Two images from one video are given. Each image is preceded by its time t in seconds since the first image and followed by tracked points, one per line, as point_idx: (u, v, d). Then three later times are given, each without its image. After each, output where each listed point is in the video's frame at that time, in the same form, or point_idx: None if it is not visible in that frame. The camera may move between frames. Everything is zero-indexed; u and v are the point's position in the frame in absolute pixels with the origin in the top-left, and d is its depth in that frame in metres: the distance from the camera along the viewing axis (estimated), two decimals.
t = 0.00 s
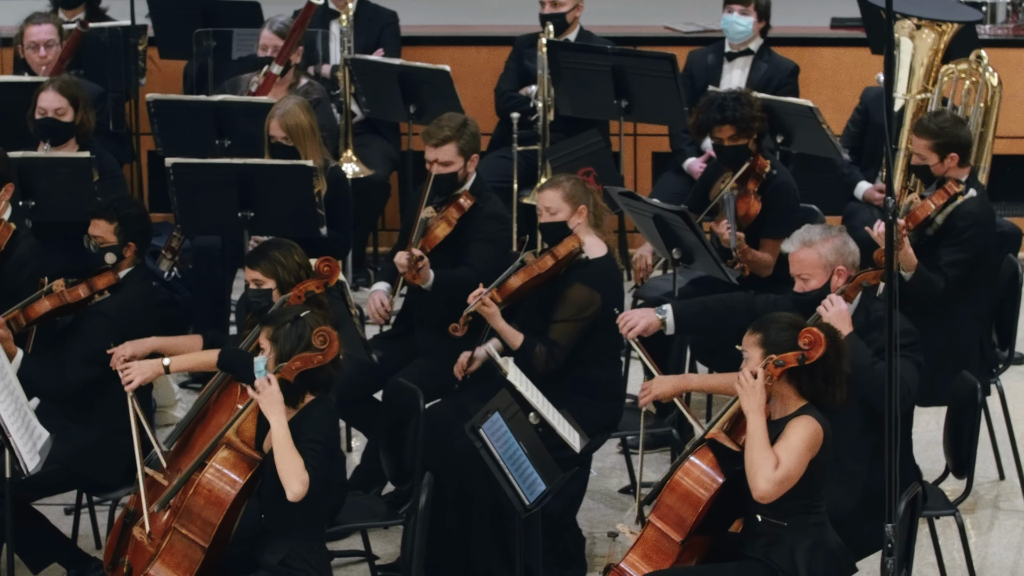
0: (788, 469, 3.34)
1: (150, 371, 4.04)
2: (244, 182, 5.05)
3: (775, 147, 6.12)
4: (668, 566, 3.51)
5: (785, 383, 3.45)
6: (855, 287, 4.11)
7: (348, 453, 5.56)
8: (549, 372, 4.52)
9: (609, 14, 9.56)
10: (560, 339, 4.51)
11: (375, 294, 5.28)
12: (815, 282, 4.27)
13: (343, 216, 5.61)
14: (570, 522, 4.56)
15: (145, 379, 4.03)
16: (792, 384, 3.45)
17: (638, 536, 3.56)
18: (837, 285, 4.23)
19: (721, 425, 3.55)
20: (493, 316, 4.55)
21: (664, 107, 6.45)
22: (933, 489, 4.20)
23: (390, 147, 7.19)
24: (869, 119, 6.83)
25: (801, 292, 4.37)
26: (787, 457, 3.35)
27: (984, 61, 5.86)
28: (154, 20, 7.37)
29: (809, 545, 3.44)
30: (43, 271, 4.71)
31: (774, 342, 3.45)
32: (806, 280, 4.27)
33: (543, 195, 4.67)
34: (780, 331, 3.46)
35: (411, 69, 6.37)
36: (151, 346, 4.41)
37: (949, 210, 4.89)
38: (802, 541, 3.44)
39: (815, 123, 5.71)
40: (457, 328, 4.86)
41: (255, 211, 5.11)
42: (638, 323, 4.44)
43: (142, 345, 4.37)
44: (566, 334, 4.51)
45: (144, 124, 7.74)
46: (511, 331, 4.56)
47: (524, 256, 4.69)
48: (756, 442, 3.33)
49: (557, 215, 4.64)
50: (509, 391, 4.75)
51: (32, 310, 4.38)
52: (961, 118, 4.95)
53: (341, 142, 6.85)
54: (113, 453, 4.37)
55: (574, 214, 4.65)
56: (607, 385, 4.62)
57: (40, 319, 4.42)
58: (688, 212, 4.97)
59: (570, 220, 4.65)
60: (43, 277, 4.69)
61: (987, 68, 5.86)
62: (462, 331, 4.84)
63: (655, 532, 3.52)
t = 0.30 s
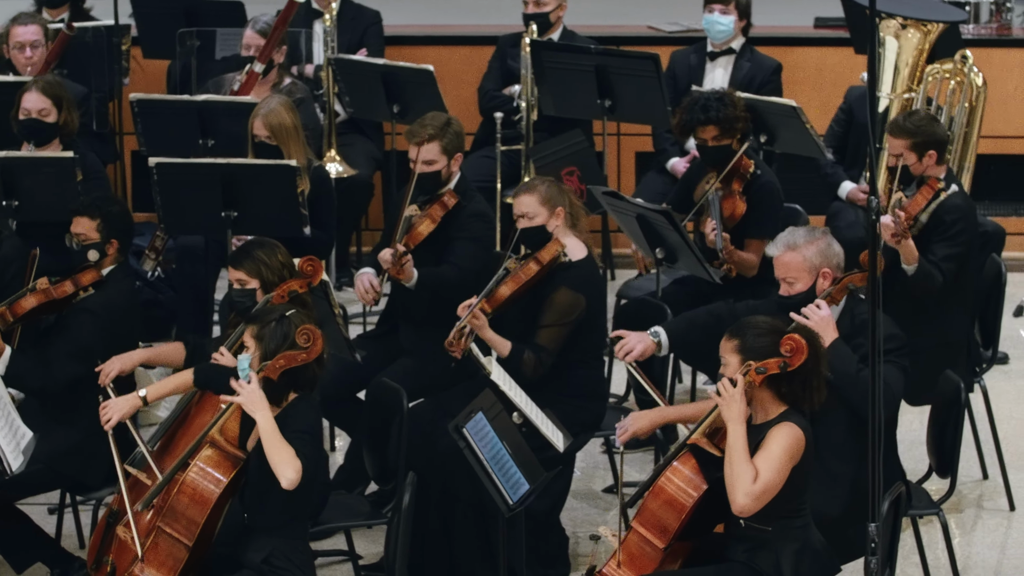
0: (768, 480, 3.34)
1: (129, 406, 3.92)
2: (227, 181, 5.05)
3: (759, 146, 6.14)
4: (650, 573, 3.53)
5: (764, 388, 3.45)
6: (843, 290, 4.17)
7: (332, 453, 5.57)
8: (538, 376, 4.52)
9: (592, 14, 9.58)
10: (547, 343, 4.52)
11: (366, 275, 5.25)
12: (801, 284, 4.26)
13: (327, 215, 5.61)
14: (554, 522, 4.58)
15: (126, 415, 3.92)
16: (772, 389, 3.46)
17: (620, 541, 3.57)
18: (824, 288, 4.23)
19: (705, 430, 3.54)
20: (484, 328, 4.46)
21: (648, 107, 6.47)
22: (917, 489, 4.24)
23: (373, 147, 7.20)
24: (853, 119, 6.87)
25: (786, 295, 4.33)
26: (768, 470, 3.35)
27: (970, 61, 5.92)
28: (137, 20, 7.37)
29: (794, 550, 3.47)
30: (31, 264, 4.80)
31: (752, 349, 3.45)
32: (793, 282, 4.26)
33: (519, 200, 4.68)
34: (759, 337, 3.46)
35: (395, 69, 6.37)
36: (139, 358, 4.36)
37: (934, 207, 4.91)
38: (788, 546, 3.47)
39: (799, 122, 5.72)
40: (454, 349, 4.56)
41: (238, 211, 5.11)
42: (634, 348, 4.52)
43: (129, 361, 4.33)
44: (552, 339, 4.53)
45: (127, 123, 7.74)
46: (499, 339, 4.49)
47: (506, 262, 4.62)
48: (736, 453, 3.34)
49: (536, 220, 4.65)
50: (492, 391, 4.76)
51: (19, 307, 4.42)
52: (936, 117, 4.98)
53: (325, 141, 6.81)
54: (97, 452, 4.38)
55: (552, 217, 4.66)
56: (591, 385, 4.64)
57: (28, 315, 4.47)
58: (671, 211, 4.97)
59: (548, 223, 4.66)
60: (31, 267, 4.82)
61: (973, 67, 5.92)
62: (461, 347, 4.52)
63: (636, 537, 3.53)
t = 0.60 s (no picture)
0: (745, 483, 3.37)
1: (135, 454, 3.79)
2: (209, 181, 5.06)
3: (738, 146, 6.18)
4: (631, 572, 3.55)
5: (742, 389, 3.49)
6: (829, 293, 4.24)
7: (315, 451, 5.61)
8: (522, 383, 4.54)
9: (574, 13, 9.63)
10: (528, 348, 4.55)
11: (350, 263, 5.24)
12: (786, 289, 4.29)
13: (310, 214, 5.65)
14: (536, 520, 4.62)
15: (132, 465, 3.78)
16: (750, 389, 3.49)
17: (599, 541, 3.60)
18: (809, 292, 4.26)
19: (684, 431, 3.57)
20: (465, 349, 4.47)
21: (628, 107, 6.50)
22: (897, 487, 4.29)
23: (355, 146, 7.24)
24: (833, 117, 6.93)
25: (772, 300, 4.36)
26: (744, 473, 3.38)
27: (950, 61, 6.02)
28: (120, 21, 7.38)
29: (775, 548, 3.51)
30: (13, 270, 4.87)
31: (728, 349, 3.50)
32: (778, 288, 4.29)
33: (483, 210, 4.67)
34: (735, 337, 3.50)
35: (378, 69, 6.40)
36: (126, 374, 4.38)
37: (907, 208, 4.96)
38: (768, 543, 3.51)
39: (778, 122, 5.76)
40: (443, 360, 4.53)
41: (221, 210, 5.13)
42: (639, 398, 4.50)
43: (116, 379, 4.35)
44: (533, 343, 4.55)
45: (110, 123, 7.77)
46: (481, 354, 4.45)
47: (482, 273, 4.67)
48: (712, 456, 3.37)
49: (503, 228, 4.64)
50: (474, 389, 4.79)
51: None
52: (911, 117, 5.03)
53: (307, 140, 6.82)
54: (82, 451, 4.41)
55: (519, 224, 4.66)
56: (572, 384, 4.69)
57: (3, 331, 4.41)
58: (653, 210, 5.01)
59: (516, 230, 4.66)
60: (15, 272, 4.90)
61: (953, 67, 6.03)
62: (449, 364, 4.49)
63: (616, 537, 3.56)
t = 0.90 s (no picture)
0: (731, 484, 3.39)
1: (119, 470, 3.72)
2: (192, 182, 5.07)
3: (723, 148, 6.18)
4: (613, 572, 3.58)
5: (723, 389, 3.51)
6: (812, 296, 4.22)
7: (298, 451, 5.62)
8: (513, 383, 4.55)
9: (556, 14, 9.66)
10: (515, 347, 4.55)
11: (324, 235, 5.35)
12: (768, 290, 4.32)
13: (293, 215, 5.66)
14: (518, 520, 4.65)
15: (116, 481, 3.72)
16: (731, 390, 3.51)
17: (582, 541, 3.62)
18: (792, 292, 4.30)
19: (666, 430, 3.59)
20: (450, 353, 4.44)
21: (610, 107, 6.53)
22: (879, 487, 4.33)
23: (337, 147, 7.26)
24: (815, 119, 6.97)
25: (755, 301, 4.41)
26: (729, 474, 3.40)
27: (931, 62, 6.02)
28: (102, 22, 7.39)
29: (757, 547, 3.54)
30: None
31: (703, 350, 3.53)
32: (761, 288, 4.32)
33: (458, 214, 4.70)
34: (708, 339, 3.54)
35: (359, 69, 6.41)
36: (115, 394, 4.33)
37: (878, 210, 4.98)
38: (750, 543, 3.54)
39: (761, 120, 5.76)
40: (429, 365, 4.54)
41: (203, 211, 5.14)
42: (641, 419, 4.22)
43: (107, 400, 4.30)
44: (519, 342, 4.55)
45: (93, 124, 7.77)
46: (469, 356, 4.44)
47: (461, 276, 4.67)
48: (699, 458, 3.38)
49: (477, 231, 4.67)
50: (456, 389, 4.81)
51: None
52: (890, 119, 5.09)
53: (289, 141, 6.83)
54: (66, 452, 4.42)
55: (493, 225, 4.68)
56: (554, 384, 4.71)
57: None
58: (634, 211, 5.04)
59: (490, 232, 4.68)
60: None
61: (934, 68, 6.02)
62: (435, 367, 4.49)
63: (599, 536, 3.59)
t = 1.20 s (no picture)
0: (717, 474, 3.42)
1: (107, 473, 3.76)
2: (177, 182, 5.07)
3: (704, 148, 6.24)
4: (598, 569, 3.61)
5: (711, 387, 3.54)
6: (796, 295, 4.23)
7: (283, 452, 5.64)
8: (496, 375, 4.58)
9: (542, 15, 9.69)
10: (501, 339, 4.57)
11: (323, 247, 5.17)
12: (754, 282, 4.34)
13: (278, 215, 5.68)
14: (503, 520, 4.66)
15: (104, 483, 3.75)
16: (718, 388, 3.54)
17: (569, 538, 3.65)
18: (776, 288, 4.32)
19: (652, 425, 3.63)
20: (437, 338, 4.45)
21: (595, 107, 6.55)
22: (864, 487, 4.36)
23: (322, 147, 7.27)
24: (798, 119, 7.00)
25: (739, 294, 4.45)
26: (715, 465, 3.42)
27: (916, 62, 6.07)
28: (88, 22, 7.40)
29: (741, 547, 3.56)
30: None
31: (697, 346, 3.53)
32: (746, 280, 4.34)
33: (459, 201, 4.71)
34: (703, 335, 3.55)
35: (344, 70, 6.41)
36: (100, 391, 4.36)
37: (871, 207, 4.98)
38: (734, 542, 3.56)
39: (744, 122, 5.81)
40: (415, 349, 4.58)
41: (189, 211, 5.14)
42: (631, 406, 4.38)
43: (94, 397, 4.33)
44: (506, 334, 4.57)
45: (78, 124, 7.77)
46: (454, 346, 4.50)
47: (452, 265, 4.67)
48: (683, 449, 3.41)
49: (477, 219, 4.69)
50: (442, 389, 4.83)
51: None
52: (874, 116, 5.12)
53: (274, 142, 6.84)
54: (52, 451, 4.44)
55: (493, 216, 4.71)
56: (538, 383, 4.73)
57: None
58: (619, 211, 5.06)
59: (490, 222, 4.71)
60: None
61: (918, 69, 6.09)
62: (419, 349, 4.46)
63: (585, 533, 3.62)
